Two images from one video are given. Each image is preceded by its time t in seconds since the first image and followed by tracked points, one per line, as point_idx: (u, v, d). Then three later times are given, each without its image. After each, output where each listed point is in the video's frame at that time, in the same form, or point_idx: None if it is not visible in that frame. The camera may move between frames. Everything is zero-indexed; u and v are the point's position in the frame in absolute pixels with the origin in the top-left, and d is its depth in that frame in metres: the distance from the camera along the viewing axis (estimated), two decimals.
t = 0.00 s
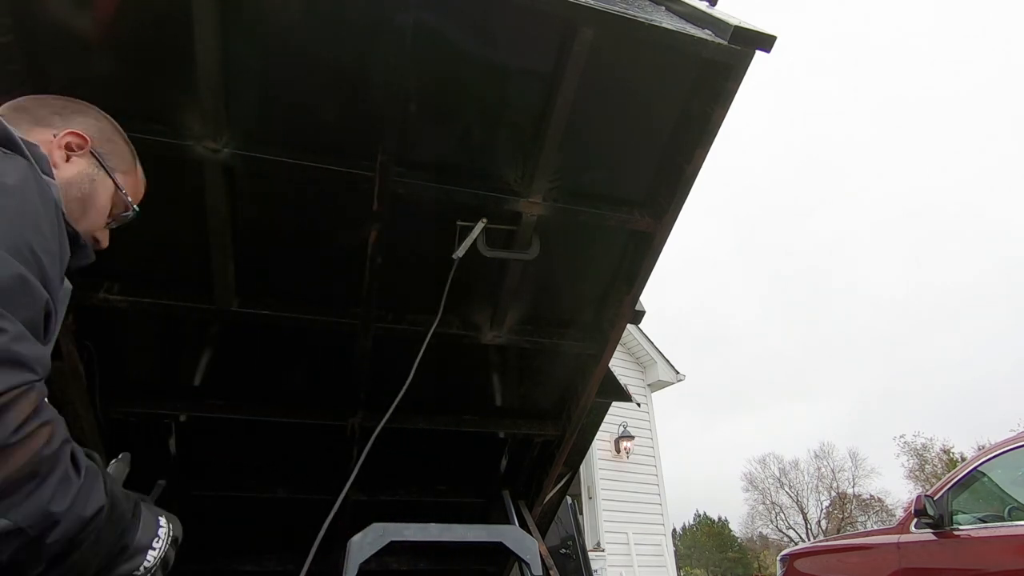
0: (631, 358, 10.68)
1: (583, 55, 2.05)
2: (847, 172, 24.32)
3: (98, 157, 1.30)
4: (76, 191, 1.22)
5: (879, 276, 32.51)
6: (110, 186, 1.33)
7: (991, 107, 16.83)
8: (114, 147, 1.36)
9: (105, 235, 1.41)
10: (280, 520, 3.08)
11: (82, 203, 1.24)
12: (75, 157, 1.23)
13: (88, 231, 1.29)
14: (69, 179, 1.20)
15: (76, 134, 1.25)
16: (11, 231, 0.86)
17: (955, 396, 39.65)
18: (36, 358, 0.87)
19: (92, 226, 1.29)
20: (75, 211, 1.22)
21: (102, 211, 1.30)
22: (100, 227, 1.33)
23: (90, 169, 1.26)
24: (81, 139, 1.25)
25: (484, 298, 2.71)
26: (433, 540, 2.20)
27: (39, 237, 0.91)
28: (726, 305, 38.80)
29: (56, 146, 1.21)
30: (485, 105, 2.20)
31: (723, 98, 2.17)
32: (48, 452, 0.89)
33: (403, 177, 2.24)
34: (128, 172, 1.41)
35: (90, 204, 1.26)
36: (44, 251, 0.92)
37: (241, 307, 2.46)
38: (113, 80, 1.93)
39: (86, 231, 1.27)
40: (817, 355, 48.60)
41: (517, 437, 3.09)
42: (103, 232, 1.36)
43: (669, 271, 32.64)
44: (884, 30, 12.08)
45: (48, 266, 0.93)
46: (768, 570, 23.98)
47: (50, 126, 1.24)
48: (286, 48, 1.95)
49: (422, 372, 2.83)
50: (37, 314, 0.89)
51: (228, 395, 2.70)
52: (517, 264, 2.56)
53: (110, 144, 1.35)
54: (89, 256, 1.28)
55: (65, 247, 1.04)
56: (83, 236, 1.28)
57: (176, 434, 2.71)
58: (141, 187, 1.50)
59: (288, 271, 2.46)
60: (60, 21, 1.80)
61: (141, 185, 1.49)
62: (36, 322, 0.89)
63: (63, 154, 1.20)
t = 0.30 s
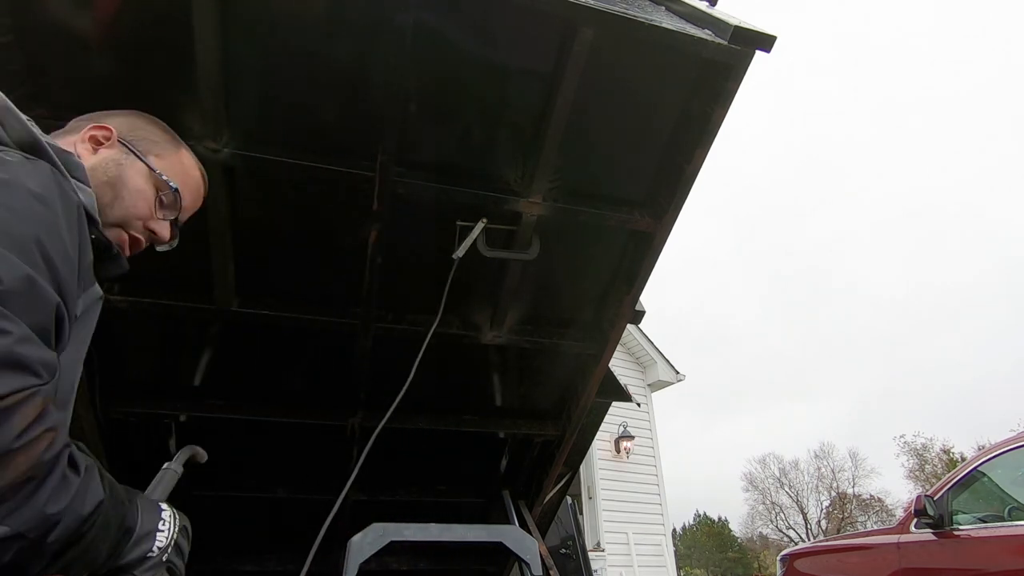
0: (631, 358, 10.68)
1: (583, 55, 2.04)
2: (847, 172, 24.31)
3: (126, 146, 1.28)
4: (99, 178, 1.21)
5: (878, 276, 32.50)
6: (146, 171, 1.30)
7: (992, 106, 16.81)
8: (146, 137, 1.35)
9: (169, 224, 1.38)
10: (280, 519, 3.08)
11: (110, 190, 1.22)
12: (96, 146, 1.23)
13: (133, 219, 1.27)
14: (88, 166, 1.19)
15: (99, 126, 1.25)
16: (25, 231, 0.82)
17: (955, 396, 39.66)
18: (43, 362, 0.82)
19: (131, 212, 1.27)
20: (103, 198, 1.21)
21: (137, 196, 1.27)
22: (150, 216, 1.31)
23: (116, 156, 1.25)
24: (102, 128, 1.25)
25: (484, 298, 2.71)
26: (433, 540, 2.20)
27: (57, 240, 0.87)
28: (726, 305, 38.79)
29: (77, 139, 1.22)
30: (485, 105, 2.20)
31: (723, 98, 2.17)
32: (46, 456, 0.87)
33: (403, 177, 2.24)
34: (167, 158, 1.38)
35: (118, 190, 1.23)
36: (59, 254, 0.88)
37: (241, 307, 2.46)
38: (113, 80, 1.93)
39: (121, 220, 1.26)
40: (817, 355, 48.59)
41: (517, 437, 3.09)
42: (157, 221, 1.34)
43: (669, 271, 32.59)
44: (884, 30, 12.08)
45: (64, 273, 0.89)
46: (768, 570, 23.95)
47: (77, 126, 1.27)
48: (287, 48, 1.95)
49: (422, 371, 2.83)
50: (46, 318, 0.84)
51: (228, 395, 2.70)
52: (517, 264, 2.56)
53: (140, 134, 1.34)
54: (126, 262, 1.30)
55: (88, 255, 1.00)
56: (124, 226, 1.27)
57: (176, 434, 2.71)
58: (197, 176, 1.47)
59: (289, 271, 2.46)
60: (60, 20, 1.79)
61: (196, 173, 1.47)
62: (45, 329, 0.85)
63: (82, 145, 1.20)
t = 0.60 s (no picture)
0: (631, 358, 10.69)
1: (583, 55, 2.04)
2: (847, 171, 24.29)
3: (217, 171, 1.32)
4: (193, 205, 1.25)
5: (878, 276, 32.49)
6: (233, 196, 1.33)
7: (991, 106, 16.80)
8: (235, 159, 1.38)
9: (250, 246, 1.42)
10: (280, 519, 3.08)
11: (200, 217, 1.26)
12: (190, 173, 1.27)
13: (219, 243, 1.31)
14: (177, 194, 1.22)
15: (193, 149, 1.30)
16: (75, 251, 0.83)
17: (955, 396, 39.66)
18: (81, 390, 0.79)
19: (216, 236, 1.30)
20: (193, 223, 1.25)
21: (223, 221, 1.30)
22: (235, 237, 1.34)
23: (207, 182, 1.29)
24: (198, 153, 1.29)
25: (484, 298, 2.71)
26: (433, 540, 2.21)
27: (111, 258, 0.87)
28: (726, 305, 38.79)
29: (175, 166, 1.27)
30: (485, 105, 2.20)
31: (723, 98, 2.17)
32: (77, 493, 0.79)
33: (403, 177, 2.25)
34: (254, 182, 1.40)
35: (206, 218, 1.27)
36: (113, 275, 0.88)
37: (241, 307, 2.45)
38: (115, 81, 1.94)
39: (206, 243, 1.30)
40: (817, 355, 48.57)
41: (517, 437, 3.09)
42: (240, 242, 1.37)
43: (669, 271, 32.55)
44: (884, 30, 12.07)
45: (117, 293, 0.88)
46: (768, 570, 23.91)
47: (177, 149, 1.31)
48: (288, 47, 1.95)
49: (422, 372, 2.82)
50: (91, 341, 0.82)
51: (228, 395, 2.69)
52: (517, 264, 2.56)
53: (230, 156, 1.37)
54: (199, 279, 1.26)
55: (151, 276, 1.00)
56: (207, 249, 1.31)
57: (176, 434, 2.70)
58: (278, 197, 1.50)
59: (289, 270, 2.45)
60: (60, 21, 1.79)
61: (277, 194, 1.49)
62: (90, 353, 0.83)
63: (176, 171, 1.25)
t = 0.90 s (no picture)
0: (631, 358, 10.70)
1: (583, 55, 2.04)
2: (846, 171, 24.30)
3: (318, 179, 1.30)
4: (311, 224, 1.32)
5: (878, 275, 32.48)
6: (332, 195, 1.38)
7: (991, 106, 16.80)
8: (330, 154, 1.33)
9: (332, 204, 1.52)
10: (281, 519, 3.08)
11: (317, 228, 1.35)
12: (307, 200, 1.27)
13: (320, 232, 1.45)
14: (302, 224, 1.27)
15: (301, 173, 1.24)
16: (216, 293, 0.85)
17: (955, 396, 39.62)
18: (218, 431, 0.82)
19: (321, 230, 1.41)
20: (311, 237, 1.35)
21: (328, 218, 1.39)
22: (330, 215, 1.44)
23: (316, 198, 1.31)
24: (306, 177, 1.24)
25: (484, 298, 2.71)
26: (433, 540, 2.21)
27: (243, 300, 0.90)
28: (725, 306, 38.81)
29: (293, 199, 1.23)
30: (486, 104, 2.20)
31: (723, 98, 2.16)
32: (213, 532, 0.79)
33: (403, 178, 2.24)
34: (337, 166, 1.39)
35: (319, 225, 1.36)
36: (247, 320, 0.90)
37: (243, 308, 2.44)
38: (114, 81, 1.93)
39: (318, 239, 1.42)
40: (817, 355, 48.55)
41: (517, 437, 3.09)
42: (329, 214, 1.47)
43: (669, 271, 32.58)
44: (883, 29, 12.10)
45: (249, 336, 0.91)
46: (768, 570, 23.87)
47: (278, 171, 1.21)
48: (288, 47, 1.96)
49: (423, 371, 2.82)
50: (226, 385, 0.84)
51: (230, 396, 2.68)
52: (517, 264, 2.56)
53: (326, 153, 1.32)
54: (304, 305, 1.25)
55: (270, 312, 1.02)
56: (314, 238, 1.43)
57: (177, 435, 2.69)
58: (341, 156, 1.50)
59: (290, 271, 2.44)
60: (59, 21, 1.79)
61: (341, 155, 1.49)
62: (226, 395, 0.86)
63: (296, 205, 1.24)
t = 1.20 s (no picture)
0: (631, 358, 10.69)
1: (583, 55, 2.04)
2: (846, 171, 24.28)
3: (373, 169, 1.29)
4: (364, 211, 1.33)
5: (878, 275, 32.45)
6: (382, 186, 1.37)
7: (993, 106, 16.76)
8: (383, 145, 1.32)
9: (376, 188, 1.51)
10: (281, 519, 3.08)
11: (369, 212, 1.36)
12: (362, 192, 1.27)
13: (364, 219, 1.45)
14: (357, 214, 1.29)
15: (358, 169, 1.23)
16: (330, 326, 0.93)
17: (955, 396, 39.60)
18: (338, 454, 0.90)
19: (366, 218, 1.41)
20: (359, 227, 1.36)
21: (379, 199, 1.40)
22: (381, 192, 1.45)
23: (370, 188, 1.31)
24: (360, 170, 1.24)
25: (484, 299, 2.71)
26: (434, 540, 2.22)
27: (346, 330, 0.98)
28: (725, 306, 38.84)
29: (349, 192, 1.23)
30: (487, 104, 2.20)
31: (723, 98, 2.16)
32: (333, 552, 0.88)
33: (403, 178, 2.24)
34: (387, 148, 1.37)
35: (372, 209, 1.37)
36: (346, 342, 0.98)
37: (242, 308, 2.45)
38: (114, 81, 1.93)
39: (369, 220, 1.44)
40: (817, 355, 48.51)
41: (517, 437, 3.09)
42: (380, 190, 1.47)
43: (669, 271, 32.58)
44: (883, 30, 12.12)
45: (348, 355, 1.00)
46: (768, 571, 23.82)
47: (335, 167, 1.20)
48: (289, 46, 1.95)
49: (422, 371, 2.82)
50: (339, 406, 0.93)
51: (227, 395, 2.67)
52: (517, 264, 2.57)
53: (380, 144, 1.30)
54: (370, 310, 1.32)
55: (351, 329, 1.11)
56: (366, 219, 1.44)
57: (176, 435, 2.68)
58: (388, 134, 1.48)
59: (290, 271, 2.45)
60: (60, 22, 1.79)
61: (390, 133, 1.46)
62: (334, 415, 0.95)
63: (352, 199, 1.24)
